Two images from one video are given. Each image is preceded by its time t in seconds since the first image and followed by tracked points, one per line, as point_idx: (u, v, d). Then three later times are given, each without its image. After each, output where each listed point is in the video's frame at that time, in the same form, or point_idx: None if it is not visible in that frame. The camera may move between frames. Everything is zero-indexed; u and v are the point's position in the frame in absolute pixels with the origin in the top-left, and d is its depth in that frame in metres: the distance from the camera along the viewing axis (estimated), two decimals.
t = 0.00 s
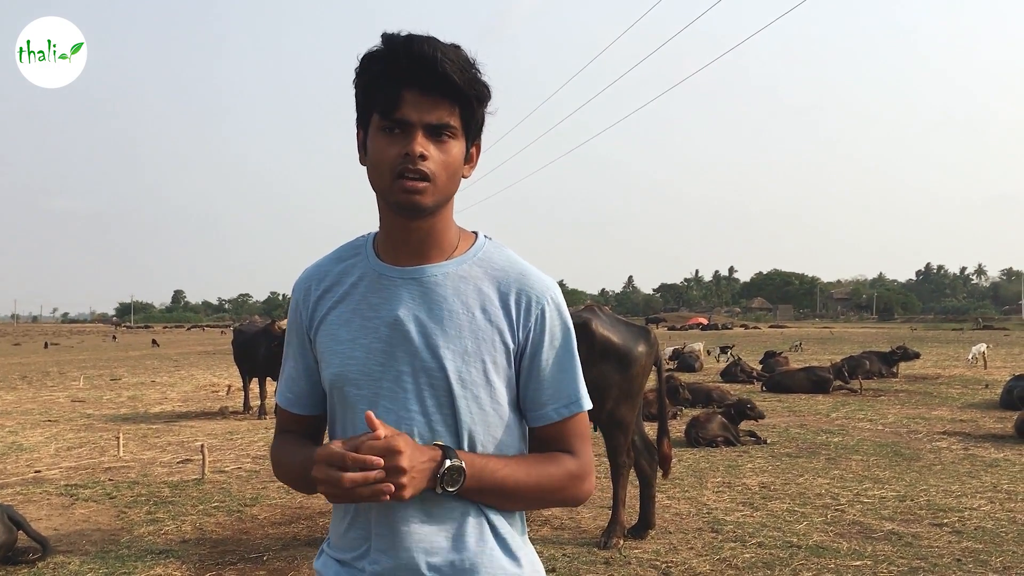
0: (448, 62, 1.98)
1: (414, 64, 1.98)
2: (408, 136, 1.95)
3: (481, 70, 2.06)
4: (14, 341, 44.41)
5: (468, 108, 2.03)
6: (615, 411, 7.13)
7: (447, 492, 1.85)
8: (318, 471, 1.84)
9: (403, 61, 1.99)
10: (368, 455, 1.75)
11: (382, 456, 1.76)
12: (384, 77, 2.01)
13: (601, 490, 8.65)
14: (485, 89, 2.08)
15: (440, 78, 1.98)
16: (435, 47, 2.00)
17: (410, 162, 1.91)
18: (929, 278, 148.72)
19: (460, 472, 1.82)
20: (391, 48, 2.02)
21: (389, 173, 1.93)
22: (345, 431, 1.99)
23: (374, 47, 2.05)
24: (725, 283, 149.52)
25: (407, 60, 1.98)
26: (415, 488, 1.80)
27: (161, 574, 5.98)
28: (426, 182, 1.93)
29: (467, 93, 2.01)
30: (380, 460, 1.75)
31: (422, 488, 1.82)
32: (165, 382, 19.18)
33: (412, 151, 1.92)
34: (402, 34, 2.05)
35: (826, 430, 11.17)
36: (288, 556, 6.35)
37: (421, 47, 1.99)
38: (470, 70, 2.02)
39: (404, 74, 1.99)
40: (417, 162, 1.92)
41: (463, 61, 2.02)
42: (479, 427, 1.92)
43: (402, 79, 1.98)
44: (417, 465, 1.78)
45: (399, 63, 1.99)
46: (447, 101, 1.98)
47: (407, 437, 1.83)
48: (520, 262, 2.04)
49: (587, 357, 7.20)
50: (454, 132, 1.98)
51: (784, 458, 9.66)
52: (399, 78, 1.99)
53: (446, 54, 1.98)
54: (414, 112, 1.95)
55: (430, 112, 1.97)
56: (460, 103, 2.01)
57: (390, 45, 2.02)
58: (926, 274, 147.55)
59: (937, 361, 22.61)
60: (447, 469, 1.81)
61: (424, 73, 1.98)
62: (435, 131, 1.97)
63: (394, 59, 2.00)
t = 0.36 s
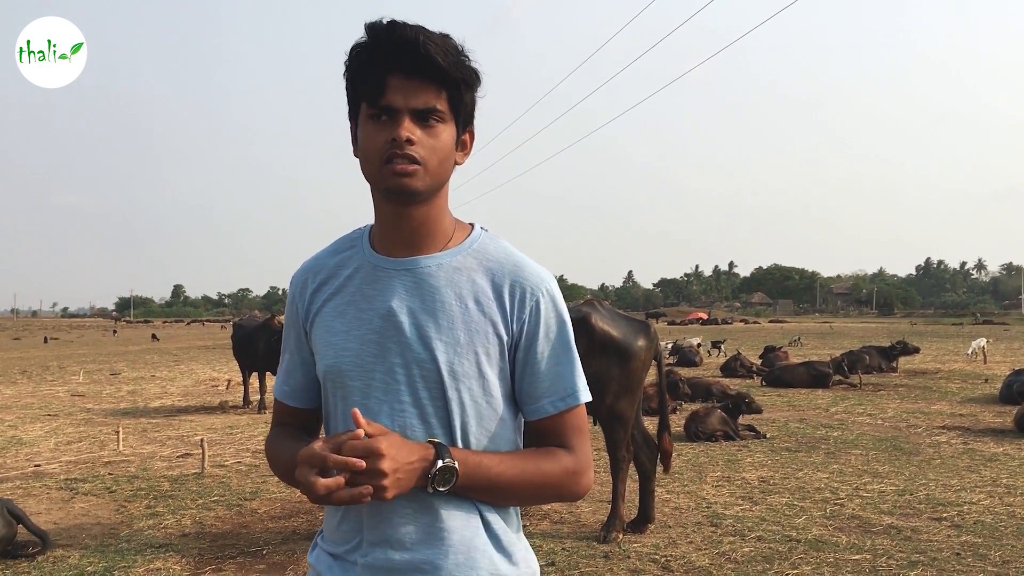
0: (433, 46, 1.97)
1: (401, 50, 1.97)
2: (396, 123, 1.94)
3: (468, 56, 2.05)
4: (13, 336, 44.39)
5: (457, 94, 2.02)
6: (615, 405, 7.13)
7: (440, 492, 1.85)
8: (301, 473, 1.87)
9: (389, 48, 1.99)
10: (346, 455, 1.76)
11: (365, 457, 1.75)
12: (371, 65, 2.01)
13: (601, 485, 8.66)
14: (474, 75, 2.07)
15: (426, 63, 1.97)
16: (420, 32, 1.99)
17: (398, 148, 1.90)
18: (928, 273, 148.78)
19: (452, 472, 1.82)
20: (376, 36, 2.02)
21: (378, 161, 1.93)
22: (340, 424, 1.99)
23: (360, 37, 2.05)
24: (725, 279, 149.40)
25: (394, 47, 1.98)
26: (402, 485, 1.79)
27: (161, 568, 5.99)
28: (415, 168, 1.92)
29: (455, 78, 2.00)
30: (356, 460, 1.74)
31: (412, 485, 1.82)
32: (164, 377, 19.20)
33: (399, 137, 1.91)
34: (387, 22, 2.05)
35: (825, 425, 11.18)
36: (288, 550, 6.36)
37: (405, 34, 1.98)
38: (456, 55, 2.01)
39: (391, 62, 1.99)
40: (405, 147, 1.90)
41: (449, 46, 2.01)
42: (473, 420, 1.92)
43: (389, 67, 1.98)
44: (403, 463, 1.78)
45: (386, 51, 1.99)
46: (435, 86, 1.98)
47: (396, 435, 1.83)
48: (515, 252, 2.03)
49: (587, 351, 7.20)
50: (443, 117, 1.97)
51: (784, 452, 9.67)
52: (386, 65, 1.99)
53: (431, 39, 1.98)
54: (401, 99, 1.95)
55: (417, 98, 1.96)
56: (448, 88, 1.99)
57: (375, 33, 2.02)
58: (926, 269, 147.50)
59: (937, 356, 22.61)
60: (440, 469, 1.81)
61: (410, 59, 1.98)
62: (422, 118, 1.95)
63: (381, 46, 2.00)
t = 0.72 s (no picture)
0: (422, 43, 1.97)
1: (390, 47, 1.98)
2: (388, 120, 1.94)
3: (459, 51, 2.05)
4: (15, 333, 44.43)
5: (448, 89, 2.01)
6: (616, 402, 7.12)
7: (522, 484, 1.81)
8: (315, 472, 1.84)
9: (379, 46, 1.99)
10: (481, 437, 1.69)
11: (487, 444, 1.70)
12: (361, 64, 2.02)
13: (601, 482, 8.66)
14: (465, 70, 2.07)
15: (416, 60, 1.97)
16: (408, 29, 2.00)
17: (390, 144, 1.90)
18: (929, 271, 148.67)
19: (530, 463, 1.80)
20: (366, 34, 2.03)
21: (372, 159, 1.92)
22: (342, 422, 1.98)
23: (350, 36, 2.05)
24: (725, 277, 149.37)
25: (383, 45, 1.99)
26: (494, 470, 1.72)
27: (161, 565, 5.99)
28: (410, 165, 1.91)
29: (446, 73, 2.01)
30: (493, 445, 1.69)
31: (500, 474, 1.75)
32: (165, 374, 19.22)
33: (392, 134, 1.90)
34: (376, 21, 2.05)
35: (826, 423, 11.17)
36: (288, 547, 6.36)
37: (394, 31, 1.99)
38: (446, 51, 2.01)
39: (381, 60, 2.00)
40: (398, 144, 1.90)
41: (439, 42, 2.01)
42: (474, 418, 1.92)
43: (380, 65, 1.98)
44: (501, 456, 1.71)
45: (376, 49, 2.00)
46: (426, 82, 1.98)
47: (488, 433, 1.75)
48: (512, 249, 2.02)
49: (588, 348, 7.20)
50: (435, 113, 1.97)
51: (784, 450, 9.67)
52: (376, 63, 2.00)
53: (420, 34, 1.98)
54: (393, 96, 1.95)
55: (408, 95, 1.96)
56: (439, 84, 1.99)
57: (365, 32, 2.02)
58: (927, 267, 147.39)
59: (938, 354, 22.59)
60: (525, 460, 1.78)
61: (401, 56, 1.98)
62: (414, 114, 1.95)
63: (371, 44, 2.01)
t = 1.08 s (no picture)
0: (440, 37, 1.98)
1: (407, 40, 1.98)
2: (403, 112, 1.93)
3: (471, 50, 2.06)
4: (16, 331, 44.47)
5: (459, 86, 2.02)
6: (617, 400, 7.12)
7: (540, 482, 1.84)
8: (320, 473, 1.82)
9: (396, 38, 1.99)
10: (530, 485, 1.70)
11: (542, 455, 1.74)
12: (374, 57, 2.01)
13: (602, 480, 8.66)
14: (476, 68, 2.08)
15: (432, 55, 1.97)
16: (428, 23, 2.00)
17: (404, 138, 1.89)
18: (929, 269, 148.60)
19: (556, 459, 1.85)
20: (381, 27, 2.02)
21: (384, 151, 1.91)
22: (341, 422, 1.99)
23: (365, 26, 2.04)
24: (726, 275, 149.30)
25: (401, 37, 1.98)
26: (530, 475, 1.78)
27: (163, 562, 5.99)
28: (422, 159, 1.91)
29: (458, 70, 2.01)
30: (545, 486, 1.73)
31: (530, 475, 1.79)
32: (166, 372, 19.22)
33: (407, 127, 1.90)
34: (393, 12, 2.05)
35: (827, 421, 11.17)
36: (290, 545, 6.37)
37: (414, 23, 1.98)
38: (460, 49, 2.02)
39: (395, 53, 1.99)
40: (412, 137, 1.90)
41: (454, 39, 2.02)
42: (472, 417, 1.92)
43: (397, 56, 1.97)
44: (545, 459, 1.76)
45: (393, 40, 1.99)
46: (439, 78, 1.98)
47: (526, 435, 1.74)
48: (511, 247, 2.02)
49: (589, 346, 7.20)
50: (447, 108, 1.97)
51: (785, 448, 9.67)
52: (388, 57, 1.99)
53: (437, 31, 1.98)
54: (406, 89, 1.94)
55: (423, 88, 1.95)
56: (451, 81, 2.00)
57: (380, 24, 2.02)
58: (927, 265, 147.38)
59: (939, 352, 22.58)
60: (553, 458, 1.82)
61: (416, 51, 1.98)
62: (428, 108, 1.95)
63: (386, 37, 2.00)
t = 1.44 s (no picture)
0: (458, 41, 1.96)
1: (424, 42, 1.96)
2: (416, 115, 1.92)
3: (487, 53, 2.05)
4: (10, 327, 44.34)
5: (473, 91, 2.01)
6: (614, 397, 7.12)
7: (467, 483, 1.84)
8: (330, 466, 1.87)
9: (413, 38, 1.96)
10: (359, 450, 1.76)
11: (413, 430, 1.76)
12: (389, 57, 1.99)
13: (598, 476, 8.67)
14: (490, 71, 2.06)
15: (448, 58, 1.96)
16: (447, 26, 1.98)
17: (418, 142, 1.88)
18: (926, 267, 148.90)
19: (480, 463, 1.81)
20: (398, 26, 2.00)
21: (396, 153, 1.90)
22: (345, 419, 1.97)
23: (381, 24, 2.02)
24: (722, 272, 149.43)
25: (418, 38, 1.96)
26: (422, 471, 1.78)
27: (158, 558, 5.99)
28: (433, 164, 1.90)
29: (473, 73, 1.99)
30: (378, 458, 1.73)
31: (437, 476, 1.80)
32: (162, 368, 19.18)
33: (420, 131, 1.89)
34: (411, 12, 2.02)
35: (823, 417, 11.19)
36: (285, 541, 6.37)
37: (432, 25, 1.97)
38: (477, 53, 2.01)
39: (411, 54, 1.97)
40: (426, 142, 1.89)
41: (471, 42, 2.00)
42: (479, 418, 1.91)
43: (412, 58, 1.96)
44: (429, 449, 1.77)
45: (409, 41, 1.97)
46: (454, 81, 1.96)
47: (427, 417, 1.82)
48: (521, 250, 2.02)
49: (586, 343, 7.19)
50: (461, 113, 1.96)
51: (781, 444, 9.69)
52: (404, 57, 1.97)
53: (454, 34, 1.97)
54: (421, 91, 1.93)
55: (437, 91, 1.94)
56: (466, 85, 1.99)
57: (397, 24, 2.00)
58: (923, 263, 147.66)
59: (934, 349, 22.62)
60: (468, 461, 1.79)
61: (432, 53, 1.96)
62: (441, 111, 1.94)
63: (402, 38, 1.98)
